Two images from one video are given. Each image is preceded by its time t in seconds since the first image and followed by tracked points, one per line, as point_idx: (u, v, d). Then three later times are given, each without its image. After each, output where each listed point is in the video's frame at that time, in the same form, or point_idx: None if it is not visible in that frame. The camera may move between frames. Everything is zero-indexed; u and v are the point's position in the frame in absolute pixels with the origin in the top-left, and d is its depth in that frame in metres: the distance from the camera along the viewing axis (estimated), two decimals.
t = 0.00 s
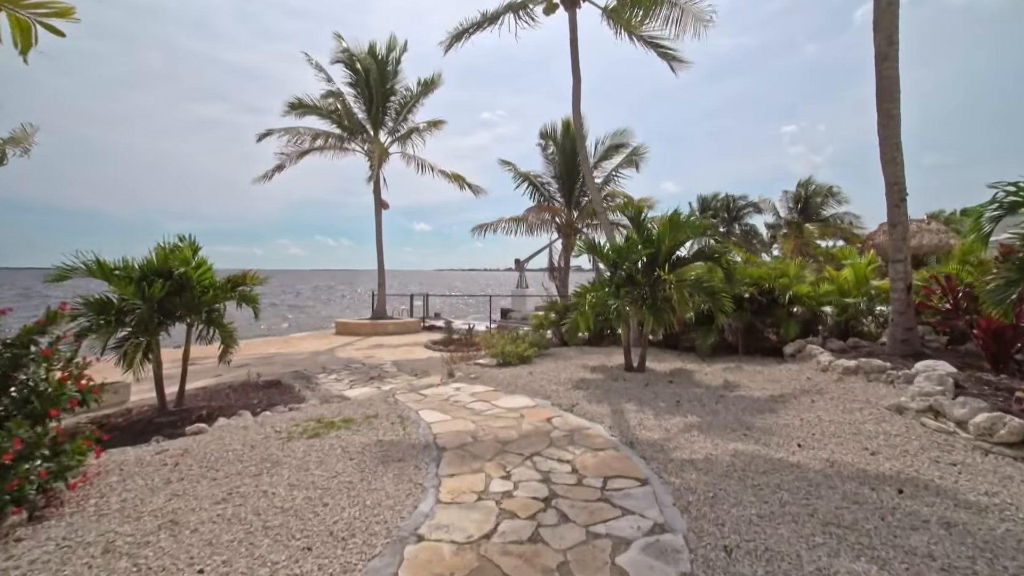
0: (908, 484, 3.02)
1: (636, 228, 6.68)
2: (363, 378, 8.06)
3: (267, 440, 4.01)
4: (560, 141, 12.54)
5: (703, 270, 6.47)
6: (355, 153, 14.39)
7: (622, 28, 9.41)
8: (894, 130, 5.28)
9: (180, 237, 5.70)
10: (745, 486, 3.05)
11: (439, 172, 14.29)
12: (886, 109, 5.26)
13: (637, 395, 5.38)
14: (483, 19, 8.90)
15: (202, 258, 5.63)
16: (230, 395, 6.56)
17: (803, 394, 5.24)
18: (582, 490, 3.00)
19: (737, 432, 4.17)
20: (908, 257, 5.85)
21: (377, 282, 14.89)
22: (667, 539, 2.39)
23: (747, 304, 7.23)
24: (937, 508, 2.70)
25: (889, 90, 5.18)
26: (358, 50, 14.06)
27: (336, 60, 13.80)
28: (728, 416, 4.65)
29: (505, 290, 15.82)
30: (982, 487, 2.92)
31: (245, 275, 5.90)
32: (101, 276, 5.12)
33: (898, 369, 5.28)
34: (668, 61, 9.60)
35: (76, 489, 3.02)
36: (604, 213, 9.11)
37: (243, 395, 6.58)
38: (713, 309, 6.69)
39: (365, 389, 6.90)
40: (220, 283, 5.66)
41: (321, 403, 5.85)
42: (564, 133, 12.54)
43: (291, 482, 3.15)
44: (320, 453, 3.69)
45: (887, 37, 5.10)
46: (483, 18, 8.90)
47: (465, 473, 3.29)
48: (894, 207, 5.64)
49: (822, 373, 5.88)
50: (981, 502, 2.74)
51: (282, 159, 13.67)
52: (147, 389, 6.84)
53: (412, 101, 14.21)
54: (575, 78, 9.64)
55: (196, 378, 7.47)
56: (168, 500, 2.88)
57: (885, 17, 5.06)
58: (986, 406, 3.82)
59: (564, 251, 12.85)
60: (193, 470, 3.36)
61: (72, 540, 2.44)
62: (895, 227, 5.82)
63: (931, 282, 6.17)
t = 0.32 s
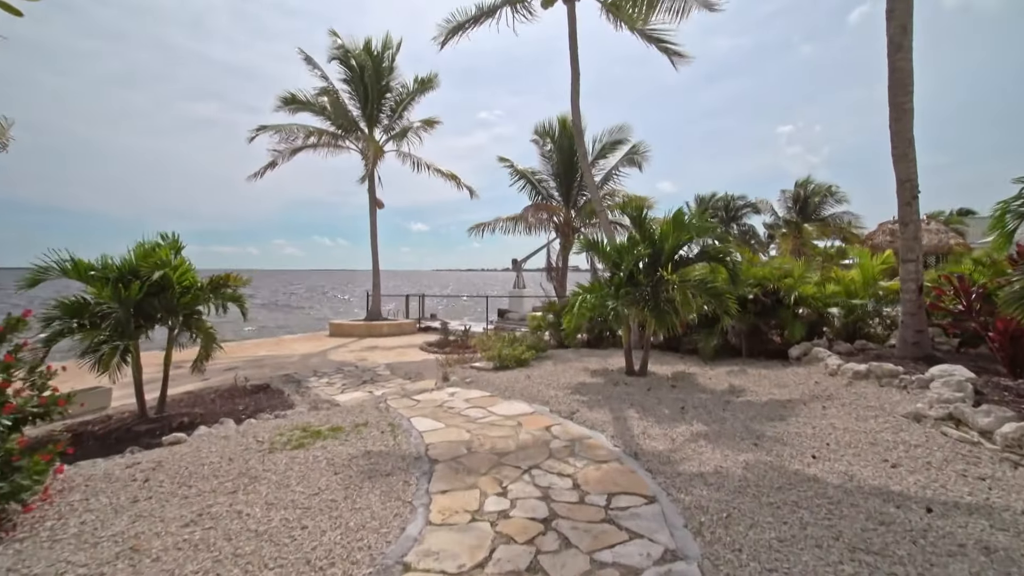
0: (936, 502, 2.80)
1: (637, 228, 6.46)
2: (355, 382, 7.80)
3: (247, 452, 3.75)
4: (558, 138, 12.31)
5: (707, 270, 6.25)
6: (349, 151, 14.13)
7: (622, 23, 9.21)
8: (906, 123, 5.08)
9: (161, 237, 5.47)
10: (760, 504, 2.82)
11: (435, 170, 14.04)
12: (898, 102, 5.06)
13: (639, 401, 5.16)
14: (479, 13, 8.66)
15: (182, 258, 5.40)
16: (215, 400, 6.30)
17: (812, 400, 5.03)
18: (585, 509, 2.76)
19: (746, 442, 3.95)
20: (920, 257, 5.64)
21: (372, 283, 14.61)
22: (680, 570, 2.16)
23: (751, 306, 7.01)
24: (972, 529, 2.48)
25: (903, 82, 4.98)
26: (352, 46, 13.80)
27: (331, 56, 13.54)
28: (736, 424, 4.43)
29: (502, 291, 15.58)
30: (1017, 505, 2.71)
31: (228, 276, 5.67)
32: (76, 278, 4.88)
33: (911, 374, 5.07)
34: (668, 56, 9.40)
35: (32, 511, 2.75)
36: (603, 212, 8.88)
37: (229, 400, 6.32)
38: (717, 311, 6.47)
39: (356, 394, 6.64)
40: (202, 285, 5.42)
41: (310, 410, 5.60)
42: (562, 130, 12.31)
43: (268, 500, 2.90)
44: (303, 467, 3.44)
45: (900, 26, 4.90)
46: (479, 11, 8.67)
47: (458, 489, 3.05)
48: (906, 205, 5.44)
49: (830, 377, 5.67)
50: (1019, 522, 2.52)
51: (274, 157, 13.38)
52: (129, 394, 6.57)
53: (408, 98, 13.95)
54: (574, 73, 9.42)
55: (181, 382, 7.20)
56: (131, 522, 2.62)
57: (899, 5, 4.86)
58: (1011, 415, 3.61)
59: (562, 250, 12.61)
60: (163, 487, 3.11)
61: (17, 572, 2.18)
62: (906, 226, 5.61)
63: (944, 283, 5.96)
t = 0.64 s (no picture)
0: (969, 518, 2.61)
1: (639, 226, 6.26)
2: (349, 384, 7.58)
3: (229, 463, 3.53)
4: (558, 136, 12.10)
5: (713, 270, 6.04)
6: (345, 148, 13.91)
7: (622, 18, 9.02)
8: (921, 118, 4.90)
9: (143, 234, 5.21)
10: (779, 522, 2.62)
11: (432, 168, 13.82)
12: (913, 95, 4.88)
13: (643, 405, 4.96)
14: (478, 6, 8.45)
15: (167, 256, 5.16)
16: (202, 404, 6.08)
17: (823, 405, 4.84)
18: (589, 528, 2.55)
19: (758, 451, 3.75)
20: (933, 256, 5.45)
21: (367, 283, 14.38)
22: None
23: (756, 307, 6.81)
24: (1012, 551, 2.29)
25: (918, 75, 4.81)
26: (348, 41, 13.56)
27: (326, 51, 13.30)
28: (746, 430, 4.23)
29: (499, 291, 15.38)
30: None
31: (215, 274, 5.44)
32: (53, 277, 4.62)
33: (925, 378, 4.89)
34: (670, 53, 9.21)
35: None
36: (603, 210, 8.69)
37: (217, 404, 6.10)
38: (722, 311, 6.27)
39: (349, 398, 6.43)
40: (188, 284, 5.21)
41: (300, 414, 5.38)
42: (562, 127, 12.09)
43: (247, 518, 2.68)
44: (287, 480, 3.22)
45: (915, 17, 4.73)
46: (477, 4, 8.46)
47: (453, 505, 2.84)
48: (919, 203, 5.26)
49: (840, 380, 5.48)
50: None
51: (268, 154, 13.14)
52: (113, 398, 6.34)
53: (404, 94, 13.72)
54: (574, 69, 9.22)
55: (168, 385, 6.96)
56: (94, 545, 2.40)
57: None
58: None
59: (562, 250, 12.40)
60: (135, 502, 2.88)
61: None
62: (919, 225, 5.42)
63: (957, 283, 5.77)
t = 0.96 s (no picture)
0: (1012, 540, 2.39)
1: (642, 223, 6.03)
2: (342, 388, 7.32)
3: (208, 476, 3.28)
4: (557, 133, 11.88)
5: (719, 269, 5.81)
6: (340, 146, 13.65)
7: (623, 12, 8.82)
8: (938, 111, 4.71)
9: (123, 232, 4.96)
10: (806, 544, 2.40)
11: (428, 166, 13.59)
12: (930, 87, 4.70)
13: (648, 411, 4.73)
14: None
15: (150, 254, 4.90)
16: (188, 409, 5.82)
17: (837, 410, 4.63)
18: (599, 552, 2.32)
19: (774, 461, 3.53)
20: (950, 254, 5.25)
21: (362, 283, 14.11)
22: None
23: (763, 308, 6.60)
24: None
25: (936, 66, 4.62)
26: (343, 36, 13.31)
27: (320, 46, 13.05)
28: (759, 438, 4.01)
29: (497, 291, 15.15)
30: None
31: (202, 274, 5.18)
32: (26, 276, 4.37)
33: (944, 382, 4.68)
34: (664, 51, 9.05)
35: None
36: (604, 208, 8.47)
37: (204, 409, 5.84)
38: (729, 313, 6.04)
39: (341, 402, 6.19)
40: (171, 283, 4.96)
41: (289, 421, 5.13)
42: (562, 124, 11.87)
43: (222, 541, 2.44)
44: (269, 496, 2.97)
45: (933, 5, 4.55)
46: None
47: (449, 524, 2.61)
48: (935, 200, 5.07)
49: (853, 385, 5.26)
50: None
51: (261, 151, 12.86)
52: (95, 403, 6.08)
53: (400, 91, 13.47)
54: (574, 64, 9.02)
55: (153, 390, 6.69)
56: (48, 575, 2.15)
57: None
58: None
59: (561, 249, 12.17)
60: (101, 523, 2.63)
61: None
62: (934, 222, 5.21)
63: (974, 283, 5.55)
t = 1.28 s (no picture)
0: None
1: (645, 220, 5.81)
2: (334, 391, 7.09)
3: (184, 491, 3.05)
4: (557, 129, 11.66)
5: (725, 268, 5.60)
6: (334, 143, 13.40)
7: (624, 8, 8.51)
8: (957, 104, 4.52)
9: (101, 229, 4.75)
10: (835, 571, 2.18)
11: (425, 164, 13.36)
12: (949, 79, 4.50)
13: (653, 418, 4.51)
14: None
15: (129, 253, 4.68)
16: (172, 415, 5.58)
17: (851, 416, 4.43)
18: None
19: (790, 472, 3.32)
20: (967, 253, 5.04)
21: (358, 283, 13.86)
22: None
23: (769, 309, 6.39)
24: None
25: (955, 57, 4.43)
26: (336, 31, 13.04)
27: (314, 41, 12.79)
28: (771, 447, 3.81)
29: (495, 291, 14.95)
30: None
31: (183, 274, 4.98)
32: None
33: (962, 388, 4.48)
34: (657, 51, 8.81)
35: None
36: (605, 206, 8.25)
37: (189, 414, 5.61)
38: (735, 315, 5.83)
39: (333, 407, 5.96)
40: (151, 283, 4.74)
41: (277, 427, 4.90)
42: (562, 121, 11.66)
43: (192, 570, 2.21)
44: (249, 514, 2.74)
45: None
46: None
47: (443, 548, 2.38)
48: (951, 197, 4.87)
49: (865, 389, 5.06)
50: None
51: (254, 148, 12.60)
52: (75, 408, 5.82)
53: (395, 86, 13.22)
54: (574, 59, 8.82)
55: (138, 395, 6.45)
56: None
57: None
58: None
59: (559, 248, 11.95)
60: (61, 547, 2.40)
61: None
62: (949, 220, 5.02)
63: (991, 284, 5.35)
